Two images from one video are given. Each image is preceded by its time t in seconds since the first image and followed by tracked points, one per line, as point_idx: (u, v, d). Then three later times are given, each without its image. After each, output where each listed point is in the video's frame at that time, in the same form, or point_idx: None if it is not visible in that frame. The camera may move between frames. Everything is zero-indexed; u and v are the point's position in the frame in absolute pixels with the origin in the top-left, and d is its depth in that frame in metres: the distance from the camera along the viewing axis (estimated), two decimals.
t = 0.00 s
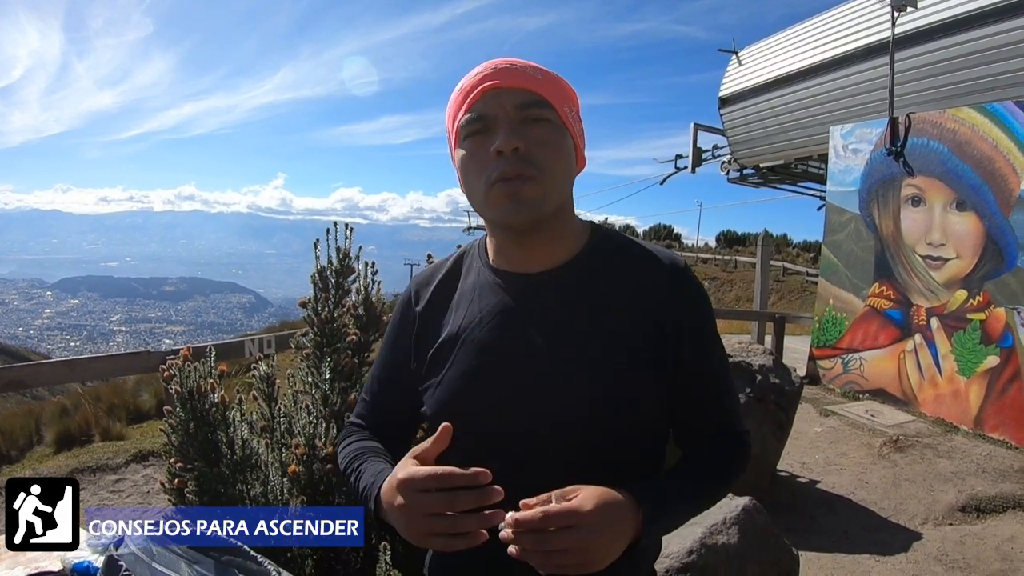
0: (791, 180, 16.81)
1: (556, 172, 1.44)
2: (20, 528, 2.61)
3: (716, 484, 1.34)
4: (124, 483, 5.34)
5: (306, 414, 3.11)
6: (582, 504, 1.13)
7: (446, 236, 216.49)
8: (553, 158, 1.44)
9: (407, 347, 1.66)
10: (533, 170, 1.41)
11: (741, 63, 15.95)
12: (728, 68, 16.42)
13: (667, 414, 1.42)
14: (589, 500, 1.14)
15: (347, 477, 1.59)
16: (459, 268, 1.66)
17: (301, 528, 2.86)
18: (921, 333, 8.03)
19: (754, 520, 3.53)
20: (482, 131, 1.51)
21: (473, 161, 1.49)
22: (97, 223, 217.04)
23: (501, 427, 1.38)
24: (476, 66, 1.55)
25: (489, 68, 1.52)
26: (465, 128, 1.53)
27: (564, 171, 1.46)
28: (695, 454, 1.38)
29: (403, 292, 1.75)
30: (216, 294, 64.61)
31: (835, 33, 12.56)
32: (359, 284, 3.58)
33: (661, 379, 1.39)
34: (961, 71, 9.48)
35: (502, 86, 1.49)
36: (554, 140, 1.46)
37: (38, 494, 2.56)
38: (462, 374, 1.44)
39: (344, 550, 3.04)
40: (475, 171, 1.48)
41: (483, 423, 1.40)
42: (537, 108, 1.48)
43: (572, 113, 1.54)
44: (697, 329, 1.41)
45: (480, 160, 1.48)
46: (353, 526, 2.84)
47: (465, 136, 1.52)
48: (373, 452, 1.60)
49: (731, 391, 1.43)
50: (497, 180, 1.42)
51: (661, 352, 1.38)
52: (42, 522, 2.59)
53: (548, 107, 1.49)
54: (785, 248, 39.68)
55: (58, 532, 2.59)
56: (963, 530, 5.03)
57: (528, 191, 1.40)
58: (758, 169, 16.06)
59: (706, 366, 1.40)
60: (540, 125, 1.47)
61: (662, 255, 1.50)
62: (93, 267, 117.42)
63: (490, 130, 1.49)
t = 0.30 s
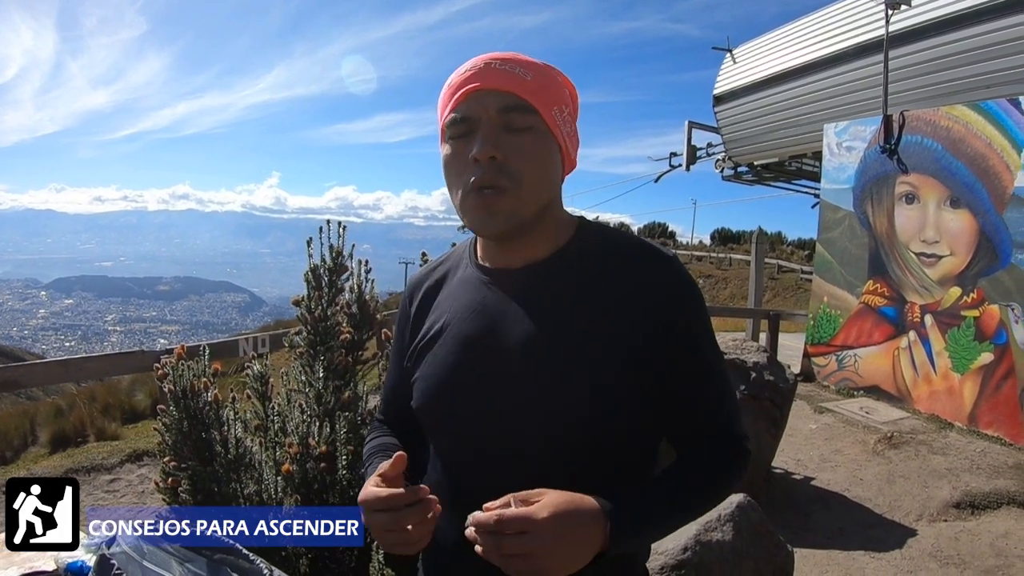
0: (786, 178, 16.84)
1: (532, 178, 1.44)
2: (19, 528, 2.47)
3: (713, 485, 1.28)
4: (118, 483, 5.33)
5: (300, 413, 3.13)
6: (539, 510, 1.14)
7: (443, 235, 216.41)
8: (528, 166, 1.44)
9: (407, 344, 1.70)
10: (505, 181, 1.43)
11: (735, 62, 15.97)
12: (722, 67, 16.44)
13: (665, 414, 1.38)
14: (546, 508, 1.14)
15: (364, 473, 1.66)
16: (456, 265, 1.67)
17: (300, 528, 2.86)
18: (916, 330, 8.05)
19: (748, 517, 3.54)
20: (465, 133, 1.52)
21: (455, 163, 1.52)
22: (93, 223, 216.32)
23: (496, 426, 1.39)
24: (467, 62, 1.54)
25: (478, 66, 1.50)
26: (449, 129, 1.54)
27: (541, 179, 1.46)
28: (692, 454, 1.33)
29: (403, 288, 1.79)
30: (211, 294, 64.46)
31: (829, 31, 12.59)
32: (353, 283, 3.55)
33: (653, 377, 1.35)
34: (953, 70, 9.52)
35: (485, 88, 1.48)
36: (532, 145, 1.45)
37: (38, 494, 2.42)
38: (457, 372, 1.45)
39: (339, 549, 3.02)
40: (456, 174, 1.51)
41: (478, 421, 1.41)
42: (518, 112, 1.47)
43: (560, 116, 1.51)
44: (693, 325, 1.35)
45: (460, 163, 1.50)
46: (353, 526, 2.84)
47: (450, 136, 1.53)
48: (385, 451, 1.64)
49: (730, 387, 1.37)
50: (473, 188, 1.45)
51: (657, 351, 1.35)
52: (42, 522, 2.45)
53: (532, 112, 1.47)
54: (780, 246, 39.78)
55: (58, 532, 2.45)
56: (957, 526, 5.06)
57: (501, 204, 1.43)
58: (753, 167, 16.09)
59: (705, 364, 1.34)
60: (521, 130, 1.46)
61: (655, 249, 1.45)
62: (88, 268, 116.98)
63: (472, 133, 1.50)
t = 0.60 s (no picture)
0: (780, 176, 16.87)
1: (511, 198, 1.43)
2: (19, 528, 2.45)
3: (701, 483, 1.28)
4: (113, 483, 5.31)
5: (294, 412, 3.09)
6: (519, 459, 1.15)
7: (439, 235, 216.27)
8: (502, 188, 1.42)
9: (395, 338, 1.70)
10: (477, 200, 1.42)
11: (729, 60, 15.99)
12: (716, 65, 16.45)
13: (653, 412, 1.38)
14: (528, 458, 1.16)
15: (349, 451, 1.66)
16: (444, 259, 1.68)
17: (300, 528, 2.84)
18: (909, 328, 8.08)
19: (743, 514, 3.56)
20: (451, 140, 1.51)
21: (437, 168, 1.53)
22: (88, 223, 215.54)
23: (485, 420, 1.39)
24: (463, 64, 1.51)
25: (472, 72, 1.47)
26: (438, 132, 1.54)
27: (516, 200, 1.43)
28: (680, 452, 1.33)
29: (393, 280, 1.79)
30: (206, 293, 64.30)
31: (823, 30, 12.61)
32: (347, 281, 3.55)
33: (641, 375, 1.36)
34: (948, 68, 9.55)
35: (472, 101, 1.46)
36: (511, 167, 1.43)
37: (38, 494, 2.40)
38: (445, 366, 1.45)
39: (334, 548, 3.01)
40: (436, 179, 1.52)
41: (465, 415, 1.42)
42: (503, 133, 1.44)
43: (550, 133, 1.46)
44: (682, 324, 1.36)
45: (443, 169, 1.51)
46: (354, 526, 2.87)
47: (437, 140, 1.54)
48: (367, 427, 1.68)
49: (720, 387, 1.37)
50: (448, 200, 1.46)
51: (646, 350, 1.36)
52: (42, 522, 2.43)
53: (517, 134, 1.43)
54: (775, 244, 39.87)
55: (59, 531, 2.43)
56: (952, 523, 5.08)
57: (472, 223, 1.42)
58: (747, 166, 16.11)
59: (694, 365, 1.34)
60: (500, 150, 1.44)
61: (646, 249, 1.46)
62: (83, 268, 116.55)
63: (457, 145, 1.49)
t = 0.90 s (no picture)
0: (775, 176, 16.91)
1: (531, 192, 1.46)
2: (19, 527, 2.44)
3: (694, 482, 1.29)
4: (108, 483, 5.30)
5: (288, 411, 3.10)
6: (505, 496, 1.17)
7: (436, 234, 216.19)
8: (527, 180, 1.44)
9: (384, 340, 1.71)
10: (505, 194, 1.43)
11: (725, 61, 16.02)
12: (712, 65, 16.48)
13: (646, 412, 1.39)
14: (513, 493, 1.17)
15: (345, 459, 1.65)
16: (434, 261, 1.68)
17: (301, 528, 2.86)
18: (904, 328, 8.11)
19: (737, 513, 3.57)
20: (461, 136, 1.50)
21: (448, 166, 1.50)
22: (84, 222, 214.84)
23: (477, 422, 1.40)
24: (466, 59, 1.50)
25: (481, 68, 1.47)
26: (443, 129, 1.51)
27: (539, 192, 1.48)
28: (670, 451, 1.34)
29: (381, 281, 1.79)
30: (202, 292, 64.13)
31: (818, 30, 12.65)
32: (342, 281, 3.56)
33: (630, 375, 1.37)
34: (942, 69, 9.59)
35: (485, 96, 1.45)
36: (531, 159, 1.46)
37: (38, 494, 2.39)
38: (437, 367, 1.46)
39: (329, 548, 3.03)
40: (448, 177, 1.50)
41: (457, 416, 1.42)
42: (522, 125, 1.46)
43: (558, 125, 1.52)
44: (672, 324, 1.36)
45: (455, 167, 1.49)
46: (353, 526, 2.85)
47: (443, 138, 1.51)
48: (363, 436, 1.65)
49: (709, 387, 1.38)
50: (470, 200, 1.45)
51: (636, 349, 1.37)
52: (42, 522, 2.42)
53: (534, 125, 1.47)
54: (770, 244, 39.94)
55: (59, 531, 2.42)
56: (946, 522, 5.10)
57: (500, 220, 1.43)
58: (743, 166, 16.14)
59: (687, 364, 1.35)
60: (521, 143, 1.46)
61: (635, 250, 1.47)
62: (79, 267, 116.17)
63: (470, 141, 1.49)
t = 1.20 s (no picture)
0: (770, 176, 16.95)
1: (532, 186, 1.48)
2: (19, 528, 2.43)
3: (683, 484, 1.30)
4: (102, 484, 5.29)
5: (282, 412, 3.10)
6: (483, 515, 1.20)
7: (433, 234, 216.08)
8: (529, 175, 1.46)
9: (374, 341, 1.71)
10: (507, 186, 1.44)
11: (719, 61, 16.04)
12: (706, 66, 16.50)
13: (636, 412, 1.39)
14: (491, 512, 1.20)
15: (343, 476, 1.66)
16: (424, 261, 1.69)
17: (301, 528, 2.86)
18: (898, 327, 8.14)
19: (731, 512, 3.58)
20: (466, 127, 1.50)
21: (451, 154, 1.50)
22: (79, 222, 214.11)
23: (466, 425, 1.40)
24: (477, 53, 1.52)
25: (492, 62, 1.50)
26: (448, 118, 1.51)
27: (538, 188, 1.50)
28: (660, 453, 1.35)
29: (372, 281, 1.79)
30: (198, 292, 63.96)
31: (813, 31, 12.68)
32: (336, 281, 3.56)
33: (619, 376, 1.37)
34: (936, 70, 9.63)
35: (494, 88, 1.47)
36: (534, 154, 1.48)
37: (38, 494, 2.38)
38: (427, 369, 1.46)
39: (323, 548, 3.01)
40: (450, 165, 1.50)
41: (447, 417, 1.42)
42: (526, 121, 1.49)
43: (557, 128, 1.56)
44: (662, 325, 1.37)
45: (458, 156, 1.49)
46: (353, 526, 2.81)
47: (448, 126, 1.51)
48: (365, 451, 1.67)
49: (700, 388, 1.39)
50: (472, 189, 1.46)
51: (626, 350, 1.37)
52: (42, 522, 2.40)
53: (538, 122, 1.50)
54: (765, 244, 40.03)
55: (59, 532, 2.40)
56: (940, 521, 5.12)
57: (499, 211, 1.44)
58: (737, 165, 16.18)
59: (677, 363, 1.36)
60: (525, 139, 1.48)
61: (626, 250, 1.47)
62: (74, 267, 115.75)
63: (474, 132, 1.49)
